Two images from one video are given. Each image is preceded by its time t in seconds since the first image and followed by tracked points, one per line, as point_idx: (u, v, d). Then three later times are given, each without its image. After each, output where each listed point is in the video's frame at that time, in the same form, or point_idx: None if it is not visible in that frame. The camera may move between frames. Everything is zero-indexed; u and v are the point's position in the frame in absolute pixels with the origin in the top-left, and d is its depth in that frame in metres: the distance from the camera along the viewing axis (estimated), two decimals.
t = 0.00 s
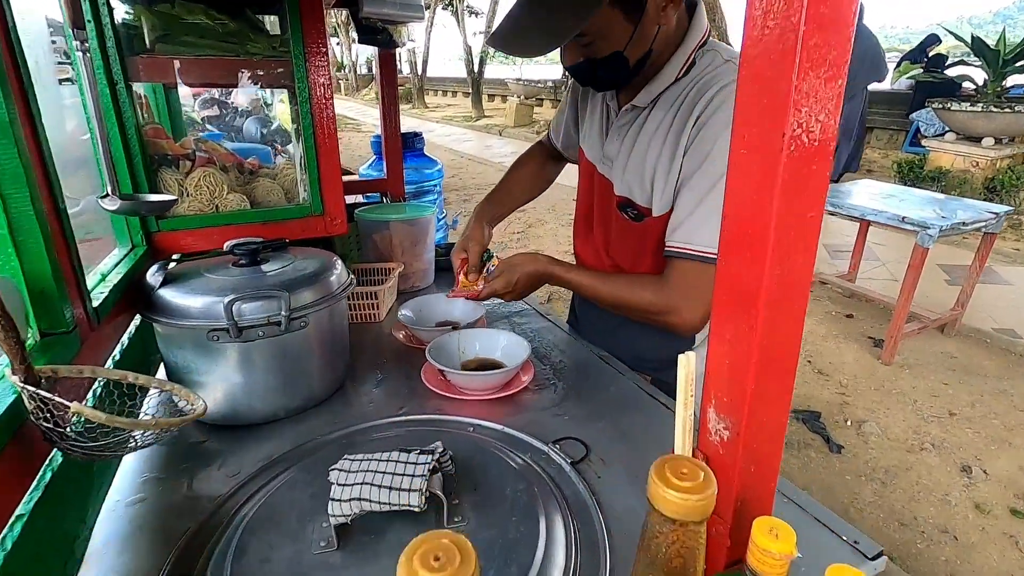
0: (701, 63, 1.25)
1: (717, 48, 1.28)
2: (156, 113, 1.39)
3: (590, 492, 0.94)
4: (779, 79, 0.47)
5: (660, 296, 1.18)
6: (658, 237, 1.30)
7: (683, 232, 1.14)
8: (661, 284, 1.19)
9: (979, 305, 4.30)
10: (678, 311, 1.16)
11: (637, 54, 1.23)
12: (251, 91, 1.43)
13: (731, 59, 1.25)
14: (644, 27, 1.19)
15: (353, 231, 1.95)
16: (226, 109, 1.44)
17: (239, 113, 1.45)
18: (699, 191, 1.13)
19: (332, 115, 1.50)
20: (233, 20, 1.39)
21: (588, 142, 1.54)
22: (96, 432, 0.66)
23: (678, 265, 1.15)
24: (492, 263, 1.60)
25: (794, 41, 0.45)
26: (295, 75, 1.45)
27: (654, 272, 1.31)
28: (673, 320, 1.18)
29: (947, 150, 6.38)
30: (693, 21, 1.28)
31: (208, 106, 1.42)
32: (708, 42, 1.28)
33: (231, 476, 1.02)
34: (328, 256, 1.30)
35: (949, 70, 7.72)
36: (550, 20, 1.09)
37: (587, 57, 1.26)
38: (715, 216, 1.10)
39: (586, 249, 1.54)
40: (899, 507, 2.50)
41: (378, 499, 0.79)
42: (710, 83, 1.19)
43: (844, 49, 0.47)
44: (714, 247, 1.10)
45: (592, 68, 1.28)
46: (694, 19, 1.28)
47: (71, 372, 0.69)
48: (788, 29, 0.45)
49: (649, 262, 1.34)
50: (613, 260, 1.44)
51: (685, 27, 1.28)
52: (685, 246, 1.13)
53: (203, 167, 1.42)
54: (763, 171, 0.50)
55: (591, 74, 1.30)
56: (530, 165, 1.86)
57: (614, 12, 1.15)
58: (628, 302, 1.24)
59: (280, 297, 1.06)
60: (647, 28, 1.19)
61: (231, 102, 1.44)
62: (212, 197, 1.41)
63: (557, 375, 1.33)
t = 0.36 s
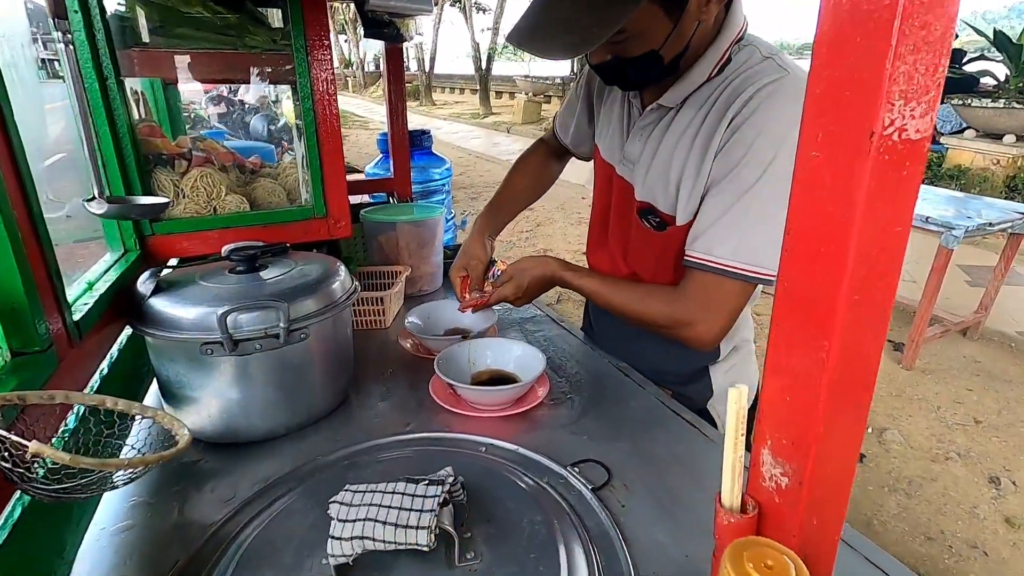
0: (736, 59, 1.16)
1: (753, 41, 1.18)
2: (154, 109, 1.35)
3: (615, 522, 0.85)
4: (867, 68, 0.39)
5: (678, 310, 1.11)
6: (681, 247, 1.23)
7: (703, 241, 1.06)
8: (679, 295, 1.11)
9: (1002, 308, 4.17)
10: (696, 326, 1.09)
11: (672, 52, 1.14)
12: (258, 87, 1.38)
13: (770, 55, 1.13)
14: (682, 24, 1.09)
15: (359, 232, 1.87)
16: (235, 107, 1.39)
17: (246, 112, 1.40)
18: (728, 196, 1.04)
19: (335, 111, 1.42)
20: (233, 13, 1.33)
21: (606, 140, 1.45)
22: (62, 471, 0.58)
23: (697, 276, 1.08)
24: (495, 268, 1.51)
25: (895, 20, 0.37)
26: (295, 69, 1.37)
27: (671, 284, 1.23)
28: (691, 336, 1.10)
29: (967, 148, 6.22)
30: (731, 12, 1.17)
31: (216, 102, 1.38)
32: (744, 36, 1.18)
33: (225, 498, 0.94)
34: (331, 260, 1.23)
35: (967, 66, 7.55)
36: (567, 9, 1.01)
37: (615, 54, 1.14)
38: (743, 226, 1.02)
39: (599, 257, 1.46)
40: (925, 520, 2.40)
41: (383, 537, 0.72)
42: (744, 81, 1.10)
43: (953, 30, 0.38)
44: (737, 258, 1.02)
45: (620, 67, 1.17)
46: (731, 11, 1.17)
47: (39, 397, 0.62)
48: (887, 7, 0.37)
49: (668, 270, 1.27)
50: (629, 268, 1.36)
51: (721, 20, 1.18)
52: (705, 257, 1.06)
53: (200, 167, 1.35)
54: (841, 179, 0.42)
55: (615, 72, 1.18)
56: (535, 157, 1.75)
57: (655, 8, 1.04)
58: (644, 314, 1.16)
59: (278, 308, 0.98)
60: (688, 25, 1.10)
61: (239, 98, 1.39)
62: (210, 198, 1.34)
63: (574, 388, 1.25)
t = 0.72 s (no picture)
0: (764, 47, 1.10)
1: (783, 29, 1.12)
2: (158, 95, 1.30)
3: (629, 532, 0.81)
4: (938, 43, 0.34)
5: (691, 308, 1.05)
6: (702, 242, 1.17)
7: (724, 238, 1.01)
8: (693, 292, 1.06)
9: None
10: (710, 324, 1.04)
11: (701, 41, 1.07)
12: (270, 76, 1.38)
13: (802, 42, 1.08)
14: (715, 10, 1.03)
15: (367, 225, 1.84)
16: (246, 97, 1.37)
17: (258, 104, 1.38)
18: (753, 191, 0.99)
19: (343, 97, 1.37)
20: None
21: (622, 131, 1.39)
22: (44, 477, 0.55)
23: (713, 273, 1.03)
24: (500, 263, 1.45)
25: None
26: (301, 56, 1.33)
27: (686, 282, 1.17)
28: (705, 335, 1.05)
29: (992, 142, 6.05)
30: None
31: (230, 94, 1.37)
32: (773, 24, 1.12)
33: (224, 499, 0.91)
34: (336, 252, 1.19)
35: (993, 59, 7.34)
36: None
37: (642, 41, 1.07)
38: (769, 224, 0.97)
39: (612, 255, 1.40)
40: (946, 526, 2.33)
41: (383, 546, 0.69)
42: (774, 72, 1.05)
43: None
44: (759, 257, 0.98)
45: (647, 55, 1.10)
46: None
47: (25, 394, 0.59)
48: None
49: (684, 267, 1.22)
50: (643, 265, 1.31)
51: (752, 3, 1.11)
52: (723, 254, 1.01)
53: (203, 155, 1.32)
54: (898, 169, 0.37)
55: (643, 63, 1.12)
56: (544, 148, 1.69)
57: None
58: (656, 313, 1.11)
59: (279, 302, 0.95)
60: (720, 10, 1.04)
61: (251, 89, 1.38)
62: (213, 188, 1.31)
63: (586, 388, 1.20)
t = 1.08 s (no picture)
0: (783, 41, 1.07)
1: (803, 23, 1.09)
2: (165, 87, 1.31)
3: (631, 537, 0.79)
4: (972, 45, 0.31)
5: (701, 308, 1.03)
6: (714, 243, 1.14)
7: (735, 240, 0.99)
8: (703, 293, 1.04)
9: None
10: (722, 326, 1.03)
11: (719, 34, 1.06)
12: (281, 67, 1.36)
13: (822, 36, 1.05)
14: (733, 2, 1.02)
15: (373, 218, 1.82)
16: (258, 88, 1.37)
17: (269, 94, 1.37)
18: (768, 192, 0.96)
19: (348, 90, 1.35)
20: None
21: (633, 126, 1.36)
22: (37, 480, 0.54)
23: (723, 273, 1.01)
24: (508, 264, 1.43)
25: None
26: (306, 48, 1.31)
27: (697, 284, 1.15)
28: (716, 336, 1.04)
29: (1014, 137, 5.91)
30: None
31: (242, 84, 1.37)
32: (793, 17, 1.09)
33: (225, 496, 0.91)
34: (340, 247, 1.18)
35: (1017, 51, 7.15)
36: None
37: (655, 37, 1.06)
38: (784, 226, 0.94)
39: (621, 254, 1.38)
40: (958, 528, 2.30)
41: (380, 550, 0.68)
42: (794, 67, 1.01)
43: None
44: (772, 259, 0.95)
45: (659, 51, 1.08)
46: None
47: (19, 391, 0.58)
48: None
49: (696, 268, 1.19)
50: (652, 264, 1.28)
51: None
52: (735, 255, 0.98)
53: (207, 147, 1.31)
54: (921, 174, 0.35)
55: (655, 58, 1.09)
56: (553, 145, 1.67)
57: None
58: (665, 314, 1.08)
59: (281, 298, 0.93)
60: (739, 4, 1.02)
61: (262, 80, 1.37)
62: (217, 181, 1.30)
63: (591, 387, 1.19)
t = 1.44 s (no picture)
0: (808, 32, 1.04)
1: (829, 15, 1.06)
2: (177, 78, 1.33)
3: (641, 536, 0.79)
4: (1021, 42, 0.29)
5: (722, 306, 1.02)
6: (734, 240, 1.13)
7: (756, 237, 0.97)
8: (722, 289, 1.03)
9: None
10: (743, 325, 1.01)
11: (742, 26, 1.05)
12: (291, 56, 1.35)
13: (850, 28, 1.02)
14: None
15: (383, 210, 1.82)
16: (269, 78, 1.36)
17: (280, 84, 1.37)
18: (791, 188, 0.94)
19: (358, 81, 1.34)
20: None
21: (650, 120, 1.34)
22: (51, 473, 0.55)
23: (741, 271, 1.00)
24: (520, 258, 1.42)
25: None
26: (316, 40, 1.30)
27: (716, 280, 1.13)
28: (733, 333, 1.03)
29: None
30: None
31: (252, 74, 1.36)
32: (818, 9, 1.06)
33: (235, 488, 0.91)
34: (349, 240, 1.18)
35: None
36: None
37: (676, 27, 1.06)
38: (807, 224, 0.93)
39: (635, 250, 1.37)
40: (970, 528, 2.27)
41: (389, 547, 0.68)
42: (819, 59, 0.99)
43: None
44: (795, 257, 0.94)
45: (678, 42, 1.08)
46: None
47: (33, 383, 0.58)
48: None
49: (715, 264, 1.18)
50: (669, 260, 1.27)
51: None
52: (757, 254, 0.97)
53: (218, 138, 1.31)
54: (953, 174, 0.33)
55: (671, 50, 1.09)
56: (570, 142, 1.65)
57: None
58: (681, 311, 1.07)
59: (291, 291, 0.93)
60: None
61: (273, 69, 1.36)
62: (228, 172, 1.30)
63: (601, 382, 1.18)
